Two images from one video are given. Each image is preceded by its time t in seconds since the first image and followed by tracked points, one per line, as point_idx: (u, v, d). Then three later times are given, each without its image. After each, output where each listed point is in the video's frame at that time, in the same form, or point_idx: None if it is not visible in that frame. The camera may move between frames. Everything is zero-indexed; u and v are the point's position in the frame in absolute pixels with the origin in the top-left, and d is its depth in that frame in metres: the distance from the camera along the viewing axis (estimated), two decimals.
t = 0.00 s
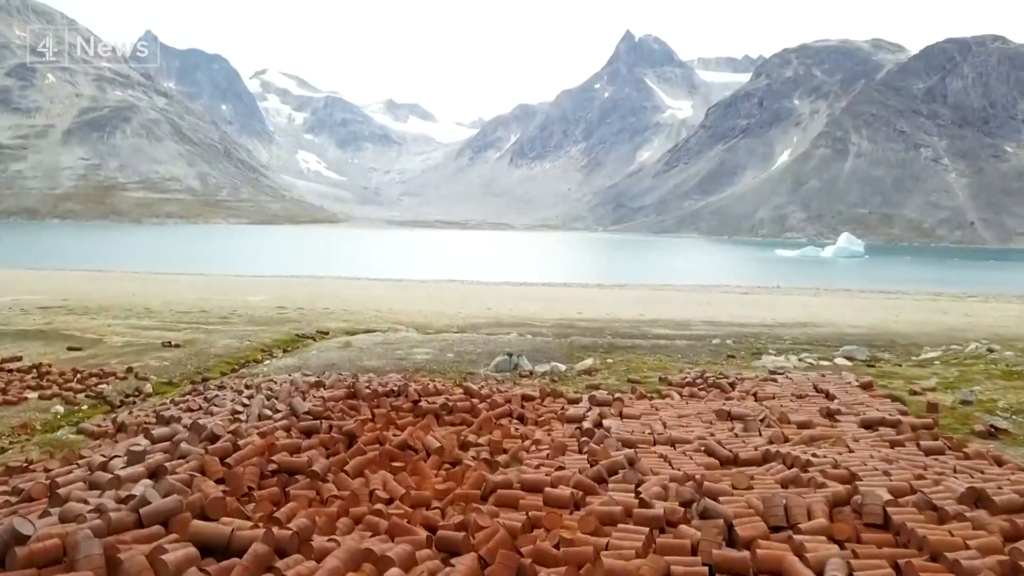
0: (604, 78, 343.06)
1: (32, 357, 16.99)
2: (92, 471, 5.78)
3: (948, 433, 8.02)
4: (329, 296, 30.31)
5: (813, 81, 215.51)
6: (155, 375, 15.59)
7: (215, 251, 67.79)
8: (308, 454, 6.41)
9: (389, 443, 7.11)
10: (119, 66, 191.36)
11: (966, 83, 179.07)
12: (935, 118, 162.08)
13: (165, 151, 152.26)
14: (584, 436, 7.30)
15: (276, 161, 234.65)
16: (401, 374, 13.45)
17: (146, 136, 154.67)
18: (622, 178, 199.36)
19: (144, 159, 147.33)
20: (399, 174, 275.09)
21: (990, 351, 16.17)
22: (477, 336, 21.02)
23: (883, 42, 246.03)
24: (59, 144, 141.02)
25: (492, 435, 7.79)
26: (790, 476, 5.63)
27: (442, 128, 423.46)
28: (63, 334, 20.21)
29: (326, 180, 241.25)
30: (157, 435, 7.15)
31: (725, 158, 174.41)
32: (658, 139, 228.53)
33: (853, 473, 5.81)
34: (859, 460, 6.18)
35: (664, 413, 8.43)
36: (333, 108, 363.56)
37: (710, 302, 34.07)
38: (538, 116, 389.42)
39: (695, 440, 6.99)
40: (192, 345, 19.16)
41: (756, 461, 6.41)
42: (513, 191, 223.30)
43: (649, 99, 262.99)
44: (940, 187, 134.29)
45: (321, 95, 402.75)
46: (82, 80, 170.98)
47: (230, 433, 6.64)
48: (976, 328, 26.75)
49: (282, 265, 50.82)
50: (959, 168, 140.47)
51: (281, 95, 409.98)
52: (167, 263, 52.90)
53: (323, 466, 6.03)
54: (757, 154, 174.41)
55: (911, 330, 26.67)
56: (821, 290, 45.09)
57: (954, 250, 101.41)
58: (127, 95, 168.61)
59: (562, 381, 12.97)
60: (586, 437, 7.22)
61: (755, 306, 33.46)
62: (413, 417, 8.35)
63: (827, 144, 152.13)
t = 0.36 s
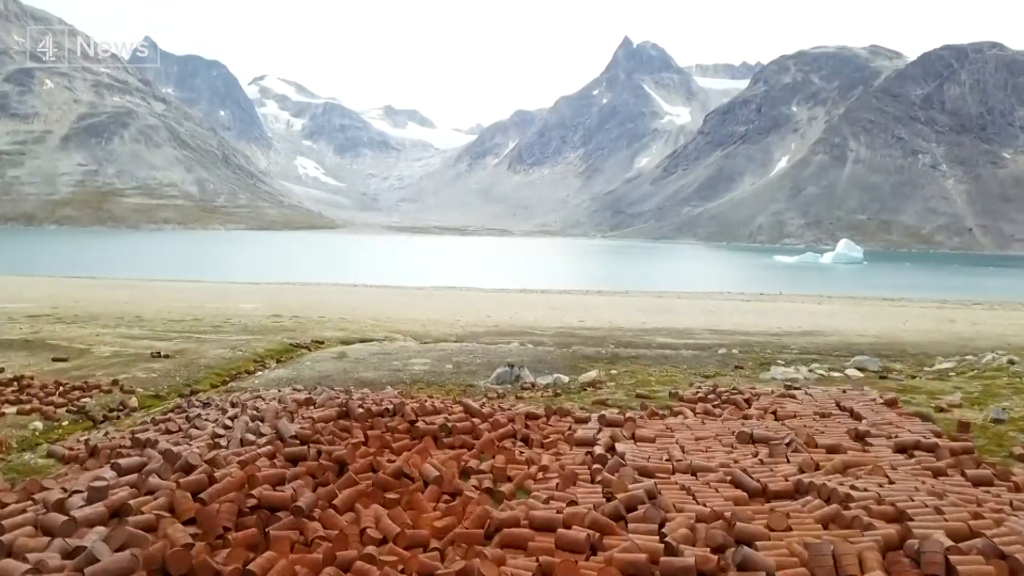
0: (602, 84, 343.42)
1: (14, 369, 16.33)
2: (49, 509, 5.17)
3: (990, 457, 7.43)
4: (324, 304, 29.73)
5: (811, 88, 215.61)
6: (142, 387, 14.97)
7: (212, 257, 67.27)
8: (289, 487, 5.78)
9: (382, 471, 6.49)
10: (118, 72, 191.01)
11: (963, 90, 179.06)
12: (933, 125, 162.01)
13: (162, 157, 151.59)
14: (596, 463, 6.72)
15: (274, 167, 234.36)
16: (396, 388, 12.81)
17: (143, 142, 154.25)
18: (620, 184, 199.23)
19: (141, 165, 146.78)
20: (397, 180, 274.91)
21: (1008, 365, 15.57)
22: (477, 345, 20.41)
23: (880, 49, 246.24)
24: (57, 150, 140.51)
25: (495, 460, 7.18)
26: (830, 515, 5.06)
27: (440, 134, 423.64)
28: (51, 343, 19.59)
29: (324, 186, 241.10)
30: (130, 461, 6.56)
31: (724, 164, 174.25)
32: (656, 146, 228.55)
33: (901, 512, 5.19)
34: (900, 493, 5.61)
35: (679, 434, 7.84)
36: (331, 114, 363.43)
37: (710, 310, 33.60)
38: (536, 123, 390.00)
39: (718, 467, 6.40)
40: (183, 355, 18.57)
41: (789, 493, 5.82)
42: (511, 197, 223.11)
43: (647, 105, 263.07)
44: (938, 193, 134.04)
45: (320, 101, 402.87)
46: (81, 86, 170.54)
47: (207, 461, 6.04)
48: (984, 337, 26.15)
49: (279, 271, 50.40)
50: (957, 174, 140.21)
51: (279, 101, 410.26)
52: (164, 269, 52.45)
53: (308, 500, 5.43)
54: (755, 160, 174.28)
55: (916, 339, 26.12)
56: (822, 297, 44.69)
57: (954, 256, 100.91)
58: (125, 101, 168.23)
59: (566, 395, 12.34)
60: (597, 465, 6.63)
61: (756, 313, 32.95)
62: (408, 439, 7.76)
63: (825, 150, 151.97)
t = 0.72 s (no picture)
0: (600, 90, 343.68)
1: None
2: None
3: None
4: (320, 311, 29.12)
5: (809, 94, 215.53)
6: (129, 400, 14.32)
7: (210, 262, 65.98)
8: (272, 524, 5.24)
9: (378, 502, 5.88)
10: (116, 77, 190.61)
11: (961, 96, 179.06)
12: (930, 131, 161.85)
13: (160, 162, 150.95)
14: (612, 495, 6.16)
15: (272, 172, 233.71)
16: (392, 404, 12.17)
17: (141, 147, 153.62)
18: (618, 190, 199.03)
19: (139, 170, 146.13)
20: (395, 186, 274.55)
21: None
22: (476, 356, 19.82)
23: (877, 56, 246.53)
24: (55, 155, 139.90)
25: (500, 488, 6.56)
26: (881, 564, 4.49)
27: (438, 139, 423.54)
28: (35, 354, 18.90)
29: (322, 191, 240.79)
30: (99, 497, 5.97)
31: (722, 170, 173.96)
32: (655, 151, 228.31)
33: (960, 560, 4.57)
34: (955, 534, 5.05)
35: (701, 459, 7.23)
36: (330, 120, 363.24)
37: (712, 317, 33.00)
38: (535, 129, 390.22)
39: (748, 500, 5.80)
40: (172, 366, 17.92)
41: (827, 530, 5.22)
42: (509, 203, 222.79)
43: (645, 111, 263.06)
44: (936, 200, 133.76)
45: (318, 106, 402.63)
46: (78, 91, 169.97)
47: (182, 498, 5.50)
48: (996, 346, 25.53)
49: (276, 277, 49.80)
50: (955, 180, 139.92)
51: (278, 107, 410.10)
52: (160, 274, 51.82)
53: (293, 540, 4.86)
54: (753, 166, 173.99)
55: (923, 347, 25.54)
56: (825, 303, 44.13)
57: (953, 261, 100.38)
58: (123, 107, 167.70)
59: (571, 411, 11.72)
60: (613, 498, 6.04)
61: (760, 321, 32.36)
62: (406, 465, 7.11)
63: (823, 156, 151.80)
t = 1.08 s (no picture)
0: (598, 97, 343.73)
1: None
2: None
3: None
4: (316, 320, 28.38)
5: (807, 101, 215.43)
6: (114, 414, 13.66)
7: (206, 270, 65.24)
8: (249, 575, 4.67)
9: (373, 541, 5.27)
10: (114, 83, 190.31)
11: (959, 102, 178.85)
12: (928, 137, 161.54)
13: (158, 168, 150.36)
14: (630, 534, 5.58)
15: (270, 179, 232.99)
16: (389, 420, 11.51)
17: (139, 153, 153.19)
18: (617, 196, 198.68)
19: (137, 177, 145.56)
20: (394, 192, 274.06)
21: None
22: (476, 366, 19.14)
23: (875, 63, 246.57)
24: (52, 161, 139.40)
25: (506, 521, 5.94)
26: None
27: (436, 146, 423.28)
28: (19, 365, 18.17)
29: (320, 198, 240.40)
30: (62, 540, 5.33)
31: (721, 177, 173.67)
32: (654, 158, 228.11)
33: None
34: None
35: (725, 487, 6.64)
36: (328, 127, 363.02)
37: (717, 325, 32.29)
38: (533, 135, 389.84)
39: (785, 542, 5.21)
40: (161, 377, 17.23)
41: None
42: (508, 209, 222.32)
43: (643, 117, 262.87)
44: (934, 206, 133.39)
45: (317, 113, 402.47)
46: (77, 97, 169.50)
47: (152, 545, 4.88)
48: (1007, 355, 24.86)
49: (274, 285, 49.05)
50: (953, 186, 139.58)
51: (276, 114, 409.92)
52: (158, 282, 51.09)
53: None
54: (751, 172, 173.75)
55: (935, 356, 24.77)
56: (829, 310, 43.40)
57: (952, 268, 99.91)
58: (122, 114, 167.27)
59: (578, 427, 11.11)
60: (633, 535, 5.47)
61: (766, 329, 31.64)
62: (403, 494, 6.49)
63: (821, 163, 151.61)
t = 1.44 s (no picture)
0: (597, 103, 343.38)
1: None
2: None
3: None
4: (312, 327, 27.75)
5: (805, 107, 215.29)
6: (98, 429, 13.00)
7: (204, 276, 64.70)
8: None
9: None
10: (113, 89, 189.89)
11: (957, 108, 178.61)
12: (927, 143, 161.20)
13: (156, 174, 149.89)
14: None
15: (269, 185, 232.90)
16: (385, 435, 10.87)
17: (137, 160, 152.75)
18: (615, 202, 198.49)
19: (135, 183, 145.10)
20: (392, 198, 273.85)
21: None
22: (477, 376, 18.54)
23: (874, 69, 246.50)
24: (50, 167, 138.92)
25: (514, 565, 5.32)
26: None
27: (435, 152, 423.06)
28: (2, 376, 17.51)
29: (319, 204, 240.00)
30: None
31: (719, 183, 173.49)
32: (652, 164, 227.98)
33: None
34: None
35: (756, 519, 6.02)
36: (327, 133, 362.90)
37: (722, 332, 31.67)
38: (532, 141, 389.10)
39: None
40: (151, 388, 16.59)
41: None
42: (506, 215, 221.90)
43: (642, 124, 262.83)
44: (932, 213, 133.09)
45: (316, 119, 402.30)
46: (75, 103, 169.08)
47: None
48: (1019, 364, 24.21)
49: (270, 291, 48.52)
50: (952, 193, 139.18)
51: (275, 120, 409.90)
52: (153, 288, 50.41)
53: None
54: (750, 178, 173.59)
55: (945, 365, 24.07)
56: (831, 317, 42.75)
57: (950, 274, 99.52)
58: (120, 120, 166.87)
59: (585, 442, 10.47)
60: None
61: (770, 336, 31.00)
62: (400, 527, 5.86)
63: (820, 170, 151.47)
